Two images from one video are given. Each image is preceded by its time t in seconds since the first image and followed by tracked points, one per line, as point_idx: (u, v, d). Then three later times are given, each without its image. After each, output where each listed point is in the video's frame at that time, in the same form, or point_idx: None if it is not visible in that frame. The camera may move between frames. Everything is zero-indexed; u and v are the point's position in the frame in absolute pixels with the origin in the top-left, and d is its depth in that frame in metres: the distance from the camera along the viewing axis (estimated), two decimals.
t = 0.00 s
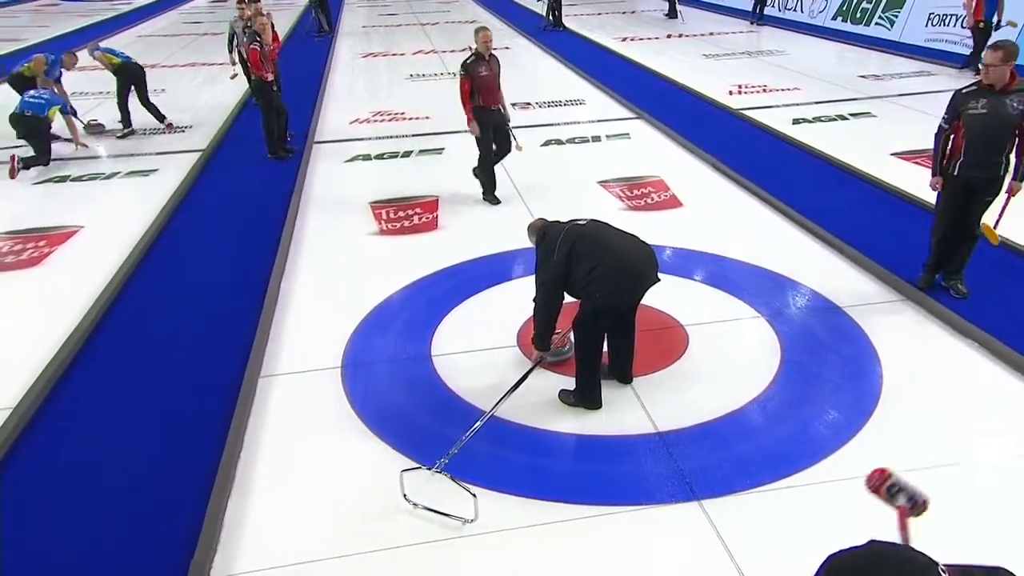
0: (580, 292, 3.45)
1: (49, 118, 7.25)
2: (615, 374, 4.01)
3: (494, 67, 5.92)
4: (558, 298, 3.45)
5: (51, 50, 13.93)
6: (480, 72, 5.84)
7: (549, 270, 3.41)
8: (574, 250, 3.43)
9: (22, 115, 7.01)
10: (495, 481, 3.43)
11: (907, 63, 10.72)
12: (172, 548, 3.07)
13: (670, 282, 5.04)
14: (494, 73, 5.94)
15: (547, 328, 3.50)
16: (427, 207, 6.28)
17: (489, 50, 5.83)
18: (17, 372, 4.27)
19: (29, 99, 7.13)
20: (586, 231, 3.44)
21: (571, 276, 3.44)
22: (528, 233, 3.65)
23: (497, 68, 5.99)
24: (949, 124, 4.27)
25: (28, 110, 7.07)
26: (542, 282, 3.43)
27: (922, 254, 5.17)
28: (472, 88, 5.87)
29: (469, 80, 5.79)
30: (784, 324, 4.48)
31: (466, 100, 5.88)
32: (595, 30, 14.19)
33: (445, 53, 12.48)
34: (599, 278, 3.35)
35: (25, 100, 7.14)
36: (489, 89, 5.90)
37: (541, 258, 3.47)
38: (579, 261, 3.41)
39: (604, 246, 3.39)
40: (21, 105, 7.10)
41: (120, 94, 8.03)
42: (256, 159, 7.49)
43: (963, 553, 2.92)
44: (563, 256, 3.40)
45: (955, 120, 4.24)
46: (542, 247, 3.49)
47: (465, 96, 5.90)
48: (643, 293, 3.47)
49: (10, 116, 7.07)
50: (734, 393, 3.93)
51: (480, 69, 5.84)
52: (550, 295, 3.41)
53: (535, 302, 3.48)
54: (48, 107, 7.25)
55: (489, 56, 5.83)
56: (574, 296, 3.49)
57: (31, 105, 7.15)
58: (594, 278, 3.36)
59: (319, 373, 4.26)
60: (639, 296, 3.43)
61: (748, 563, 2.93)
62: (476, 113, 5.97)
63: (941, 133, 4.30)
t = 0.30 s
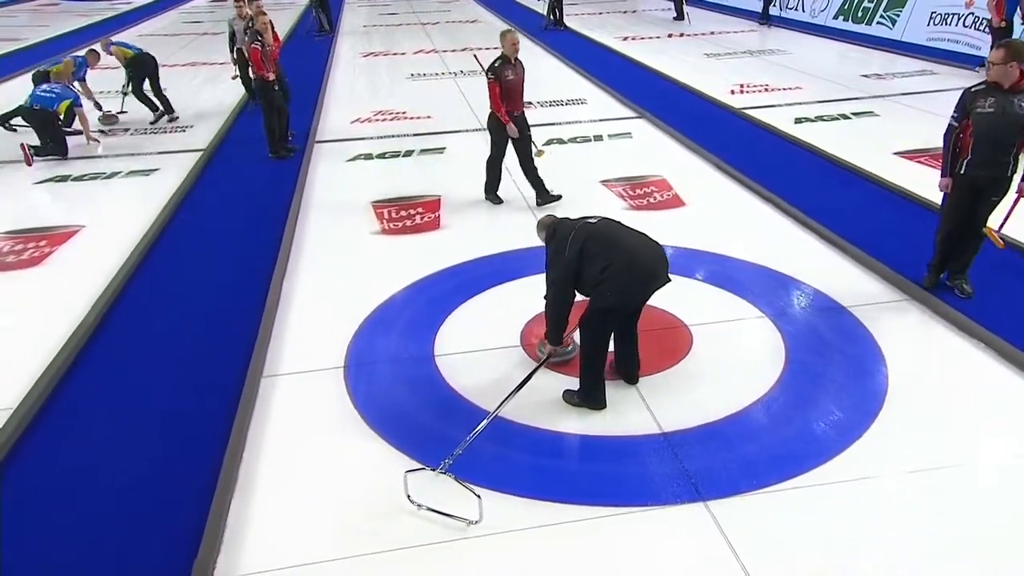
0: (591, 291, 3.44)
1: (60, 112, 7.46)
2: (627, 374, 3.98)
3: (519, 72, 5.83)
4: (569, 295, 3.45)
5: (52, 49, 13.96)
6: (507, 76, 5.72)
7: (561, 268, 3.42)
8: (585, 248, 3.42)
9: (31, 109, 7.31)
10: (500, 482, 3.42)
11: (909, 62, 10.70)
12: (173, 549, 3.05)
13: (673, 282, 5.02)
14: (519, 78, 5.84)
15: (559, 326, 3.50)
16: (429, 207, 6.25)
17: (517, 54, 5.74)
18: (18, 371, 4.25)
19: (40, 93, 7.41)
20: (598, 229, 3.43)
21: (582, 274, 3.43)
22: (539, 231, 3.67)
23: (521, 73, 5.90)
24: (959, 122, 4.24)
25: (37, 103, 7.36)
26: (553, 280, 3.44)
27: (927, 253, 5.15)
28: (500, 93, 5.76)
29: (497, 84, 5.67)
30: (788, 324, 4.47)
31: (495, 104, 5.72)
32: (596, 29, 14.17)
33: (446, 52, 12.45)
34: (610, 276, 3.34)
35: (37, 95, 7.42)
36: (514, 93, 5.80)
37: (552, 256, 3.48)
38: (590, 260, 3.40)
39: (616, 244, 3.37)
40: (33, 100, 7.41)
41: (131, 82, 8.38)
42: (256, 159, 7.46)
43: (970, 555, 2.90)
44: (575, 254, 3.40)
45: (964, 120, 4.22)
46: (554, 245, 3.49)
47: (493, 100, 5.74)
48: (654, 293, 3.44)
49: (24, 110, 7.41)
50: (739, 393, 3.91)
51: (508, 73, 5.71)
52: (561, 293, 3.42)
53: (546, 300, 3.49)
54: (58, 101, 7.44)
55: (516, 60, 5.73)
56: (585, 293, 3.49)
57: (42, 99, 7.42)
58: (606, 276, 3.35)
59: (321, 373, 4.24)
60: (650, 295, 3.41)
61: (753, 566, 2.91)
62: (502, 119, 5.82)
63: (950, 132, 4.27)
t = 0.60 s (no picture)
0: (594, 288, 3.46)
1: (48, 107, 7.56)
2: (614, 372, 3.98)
3: (536, 71, 5.70)
4: (572, 292, 3.47)
5: (33, 49, 13.81)
6: (522, 75, 5.60)
7: (564, 266, 3.45)
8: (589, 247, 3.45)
9: (19, 110, 7.47)
10: (494, 483, 3.40)
11: (893, 60, 10.80)
12: (171, 552, 3.01)
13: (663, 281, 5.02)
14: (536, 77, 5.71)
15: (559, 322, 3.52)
16: (417, 207, 6.21)
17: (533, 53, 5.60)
18: (7, 373, 4.19)
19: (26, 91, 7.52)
20: (602, 228, 3.46)
21: (585, 272, 3.46)
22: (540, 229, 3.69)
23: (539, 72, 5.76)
24: (948, 120, 4.30)
25: (24, 103, 7.49)
26: (557, 277, 3.46)
27: (914, 249, 5.19)
28: (515, 92, 5.64)
29: (510, 83, 5.57)
30: (778, 321, 4.49)
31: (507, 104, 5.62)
32: (582, 29, 14.19)
33: (432, 52, 12.40)
34: (615, 274, 3.37)
35: (24, 93, 7.54)
36: (530, 92, 5.66)
37: (556, 253, 3.50)
38: (594, 258, 3.43)
39: (620, 243, 3.41)
40: (20, 99, 7.54)
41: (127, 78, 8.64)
42: (242, 159, 7.39)
43: (966, 551, 2.91)
44: (580, 252, 3.43)
45: (953, 117, 4.27)
46: (557, 243, 3.51)
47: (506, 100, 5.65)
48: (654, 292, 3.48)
49: (13, 109, 7.56)
50: (731, 391, 3.91)
51: (522, 72, 5.59)
52: (564, 290, 3.44)
53: (549, 296, 3.51)
54: (43, 97, 7.54)
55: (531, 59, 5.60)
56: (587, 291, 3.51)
57: (30, 97, 7.54)
58: (609, 274, 3.38)
59: (311, 375, 4.20)
60: (650, 293, 3.45)
61: (751, 565, 2.90)
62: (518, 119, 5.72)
63: (938, 129, 4.33)
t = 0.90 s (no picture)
0: (587, 289, 3.51)
1: (34, 108, 7.72)
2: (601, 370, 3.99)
3: (545, 74, 5.60)
4: (565, 292, 3.50)
5: (9, 49, 13.64)
6: (530, 78, 5.51)
7: (558, 265, 3.49)
8: (584, 248, 3.50)
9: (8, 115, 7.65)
10: (486, 485, 3.37)
11: (874, 58, 10.88)
12: (163, 555, 2.98)
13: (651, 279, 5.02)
14: (545, 80, 5.60)
15: (551, 320, 3.56)
16: (403, 207, 6.18)
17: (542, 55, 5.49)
18: None
19: (10, 95, 7.64)
20: (597, 230, 3.51)
21: (580, 272, 3.51)
22: (534, 228, 3.72)
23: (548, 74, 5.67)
24: (930, 114, 4.34)
25: (11, 108, 7.65)
26: (550, 277, 3.49)
27: (898, 245, 5.23)
28: (522, 95, 5.55)
29: (517, 87, 5.50)
30: (766, 318, 4.50)
31: (513, 107, 5.55)
32: (565, 28, 14.20)
33: (415, 52, 12.35)
34: (609, 275, 3.42)
35: (7, 97, 7.65)
36: (538, 96, 5.57)
37: (550, 253, 3.54)
38: (589, 259, 3.48)
39: (615, 245, 3.46)
40: (6, 103, 7.67)
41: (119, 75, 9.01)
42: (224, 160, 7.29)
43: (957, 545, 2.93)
44: (574, 253, 3.47)
45: (934, 111, 4.32)
46: (552, 243, 3.54)
47: (513, 103, 5.60)
48: (648, 294, 3.54)
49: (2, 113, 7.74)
50: (721, 390, 3.91)
51: (530, 75, 5.50)
52: (557, 290, 3.47)
53: (541, 295, 3.54)
54: (28, 98, 7.67)
55: (540, 62, 5.50)
56: (580, 291, 3.56)
57: (14, 100, 7.67)
58: (604, 275, 3.43)
59: (297, 378, 4.14)
60: (644, 295, 3.50)
61: (744, 564, 2.90)
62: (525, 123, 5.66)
63: (920, 123, 4.37)
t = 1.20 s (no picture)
0: (579, 288, 3.51)
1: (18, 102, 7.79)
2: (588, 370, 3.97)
3: (553, 74, 5.49)
4: (556, 290, 3.49)
5: None
6: (542, 79, 5.38)
7: (549, 264, 3.47)
8: (575, 247, 3.49)
9: None
10: (478, 485, 3.34)
11: (855, 57, 10.97)
12: (155, 560, 2.94)
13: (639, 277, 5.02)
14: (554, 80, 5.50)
15: (542, 319, 3.53)
16: (388, 207, 6.12)
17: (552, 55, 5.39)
18: None
19: None
20: (588, 229, 3.51)
21: (571, 271, 3.51)
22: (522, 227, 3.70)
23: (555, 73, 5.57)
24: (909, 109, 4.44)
25: None
26: (541, 275, 3.47)
27: (882, 240, 5.29)
28: (534, 96, 5.43)
29: (529, 88, 5.36)
30: (754, 315, 4.52)
31: (526, 109, 5.42)
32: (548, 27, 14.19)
33: (398, 51, 12.27)
34: (601, 274, 3.43)
35: None
36: (550, 96, 5.46)
37: (540, 252, 3.53)
38: (581, 258, 3.48)
39: (606, 244, 3.46)
40: None
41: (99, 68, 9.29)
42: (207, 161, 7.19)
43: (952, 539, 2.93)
44: (565, 251, 3.47)
45: (914, 105, 4.42)
46: (542, 241, 3.53)
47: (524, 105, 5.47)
48: (638, 294, 3.56)
49: None
50: (712, 387, 3.91)
51: (542, 75, 5.38)
52: (548, 289, 3.45)
53: (531, 294, 3.51)
54: (11, 94, 7.72)
55: (550, 61, 5.39)
56: (570, 290, 3.55)
57: None
58: (597, 274, 3.44)
59: (284, 380, 4.08)
60: (636, 294, 3.52)
61: (738, 562, 2.89)
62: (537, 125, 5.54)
63: (902, 118, 4.48)
